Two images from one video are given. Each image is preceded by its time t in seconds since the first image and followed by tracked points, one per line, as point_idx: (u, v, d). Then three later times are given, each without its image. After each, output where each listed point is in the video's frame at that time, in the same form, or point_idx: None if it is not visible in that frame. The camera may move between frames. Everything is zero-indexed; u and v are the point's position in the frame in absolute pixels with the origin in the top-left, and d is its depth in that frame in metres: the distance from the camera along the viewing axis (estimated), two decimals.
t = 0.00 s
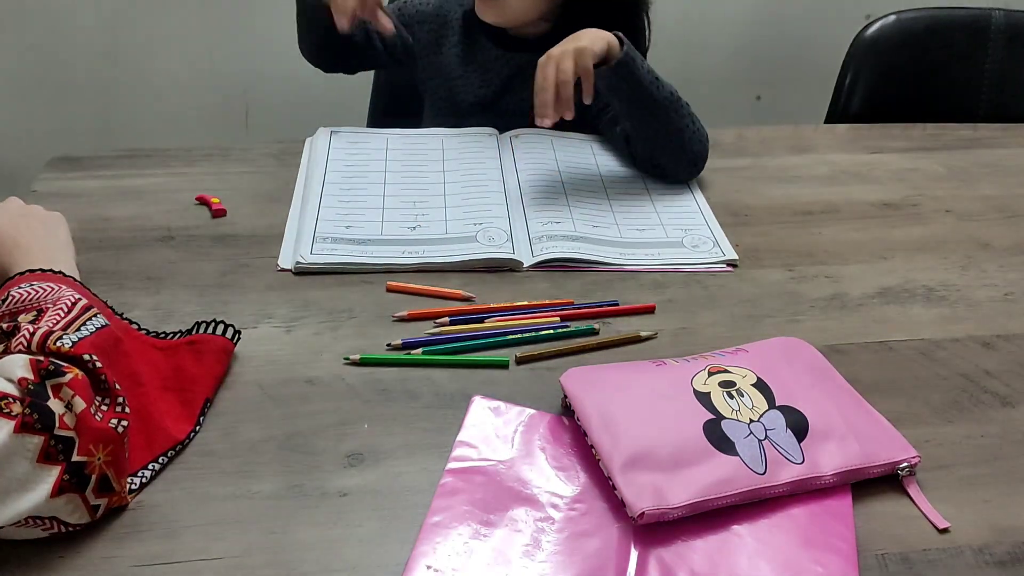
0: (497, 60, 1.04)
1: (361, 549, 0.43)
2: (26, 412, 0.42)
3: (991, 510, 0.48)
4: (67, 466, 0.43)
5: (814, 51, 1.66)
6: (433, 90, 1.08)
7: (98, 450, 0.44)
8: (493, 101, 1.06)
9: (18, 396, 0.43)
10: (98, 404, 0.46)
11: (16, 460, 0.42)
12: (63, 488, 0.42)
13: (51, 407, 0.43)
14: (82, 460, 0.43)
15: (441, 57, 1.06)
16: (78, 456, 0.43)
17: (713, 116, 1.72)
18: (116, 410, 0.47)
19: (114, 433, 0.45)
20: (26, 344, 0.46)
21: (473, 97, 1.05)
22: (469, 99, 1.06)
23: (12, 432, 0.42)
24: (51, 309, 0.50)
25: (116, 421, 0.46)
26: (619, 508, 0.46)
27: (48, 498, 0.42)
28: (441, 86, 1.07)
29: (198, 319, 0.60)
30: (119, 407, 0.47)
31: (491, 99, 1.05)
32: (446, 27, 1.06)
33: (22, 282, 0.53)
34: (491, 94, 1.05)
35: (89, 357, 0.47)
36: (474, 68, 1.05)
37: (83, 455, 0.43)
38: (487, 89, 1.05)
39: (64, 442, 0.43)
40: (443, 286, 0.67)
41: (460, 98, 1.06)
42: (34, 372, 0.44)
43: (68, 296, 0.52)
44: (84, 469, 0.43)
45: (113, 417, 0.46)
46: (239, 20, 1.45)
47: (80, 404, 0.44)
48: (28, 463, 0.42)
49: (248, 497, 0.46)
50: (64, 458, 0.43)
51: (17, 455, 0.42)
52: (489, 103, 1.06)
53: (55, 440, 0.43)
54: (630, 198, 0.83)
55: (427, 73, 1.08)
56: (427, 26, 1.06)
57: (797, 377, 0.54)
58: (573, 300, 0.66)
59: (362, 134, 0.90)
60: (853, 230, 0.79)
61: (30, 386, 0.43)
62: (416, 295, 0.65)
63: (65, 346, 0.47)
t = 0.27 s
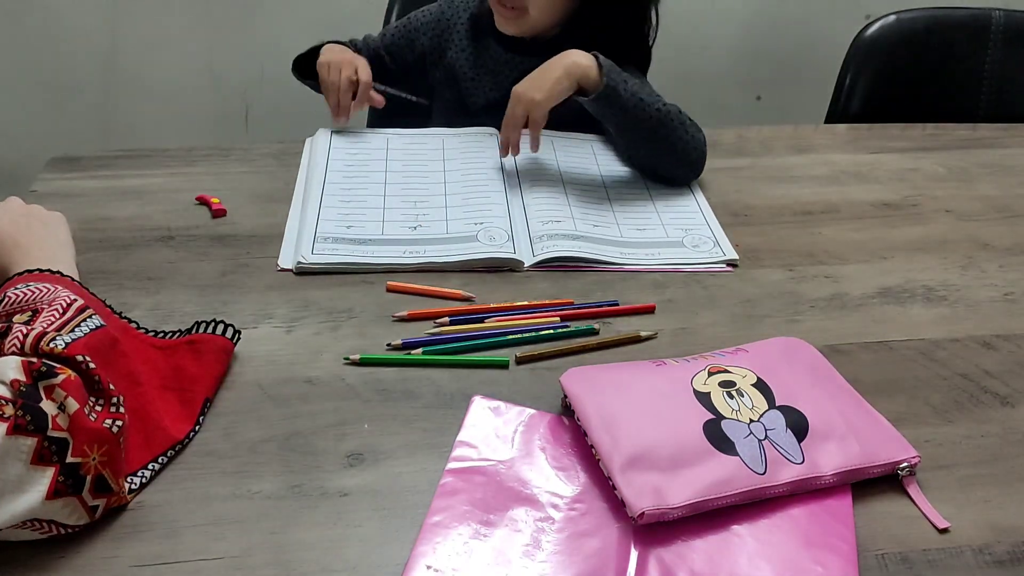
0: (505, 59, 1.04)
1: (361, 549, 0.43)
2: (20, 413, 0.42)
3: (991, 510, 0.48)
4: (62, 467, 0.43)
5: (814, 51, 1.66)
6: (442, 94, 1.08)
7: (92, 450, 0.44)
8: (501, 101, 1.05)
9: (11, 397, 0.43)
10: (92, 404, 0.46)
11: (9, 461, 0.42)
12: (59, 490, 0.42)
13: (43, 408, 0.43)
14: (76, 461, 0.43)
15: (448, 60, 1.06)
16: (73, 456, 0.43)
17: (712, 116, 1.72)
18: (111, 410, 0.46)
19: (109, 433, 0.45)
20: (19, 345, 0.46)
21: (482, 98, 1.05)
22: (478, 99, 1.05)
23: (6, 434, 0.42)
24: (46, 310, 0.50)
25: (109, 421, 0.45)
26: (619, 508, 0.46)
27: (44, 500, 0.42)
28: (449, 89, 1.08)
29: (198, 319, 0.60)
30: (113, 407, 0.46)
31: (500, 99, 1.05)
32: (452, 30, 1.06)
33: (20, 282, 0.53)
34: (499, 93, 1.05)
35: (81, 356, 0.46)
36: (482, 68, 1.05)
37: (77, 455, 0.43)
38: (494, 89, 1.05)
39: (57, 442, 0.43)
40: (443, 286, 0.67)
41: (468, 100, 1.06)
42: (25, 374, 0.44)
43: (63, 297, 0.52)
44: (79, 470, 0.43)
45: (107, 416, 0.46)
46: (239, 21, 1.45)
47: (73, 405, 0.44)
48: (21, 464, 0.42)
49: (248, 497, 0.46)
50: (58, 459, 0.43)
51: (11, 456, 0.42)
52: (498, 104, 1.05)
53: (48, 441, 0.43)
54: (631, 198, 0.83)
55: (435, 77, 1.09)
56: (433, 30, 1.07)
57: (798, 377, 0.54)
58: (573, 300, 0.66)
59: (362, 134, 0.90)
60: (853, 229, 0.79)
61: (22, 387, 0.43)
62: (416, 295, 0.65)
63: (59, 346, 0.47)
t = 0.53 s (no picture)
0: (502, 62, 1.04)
1: (361, 549, 0.43)
2: (23, 413, 0.42)
3: (991, 510, 0.48)
4: (64, 467, 0.43)
5: (814, 51, 1.66)
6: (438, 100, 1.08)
7: (94, 450, 0.44)
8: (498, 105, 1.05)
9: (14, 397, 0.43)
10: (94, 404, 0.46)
11: (12, 461, 0.42)
12: (61, 490, 0.42)
13: (47, 408, 0.43)
14: (78, 461, 0.43)
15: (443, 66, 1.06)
16: (75, 456, 0.43)
17: (712, 117, 1.73)
18: (113, 410, 0.46)
19: (111, 433, 0.45)
20: (21, 345, 0.46)
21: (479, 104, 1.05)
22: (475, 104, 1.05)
23: (9, 433, 0.42)
24: (48, 310, 0.50)
25: (112, 421, 0.46)
26: (619, 508, 0.46)
27: (46, 500, 0.42)
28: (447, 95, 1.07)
29: (198, 319, 0.60)
30: (115, 408, 0.46)
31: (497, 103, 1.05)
32: (444, 36, 1.06)
33: (21, 282, 0.53)
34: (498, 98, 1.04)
35: (84, 356, 0.46)
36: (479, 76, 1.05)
37: (79, 455, 0.43)
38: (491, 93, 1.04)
39: (60, 442, 0.43)
40: (443, 286, 0.67)
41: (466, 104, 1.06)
42: (28, 374, 0.43)
43: (64, 296, 0.52)
44: (81, 470, 0.43)
45: (109, 417, 0.46)
46: (239, 21, 1.45)
47: (76, 405, 0.44)
48: (23, 464, 0.42)
49: (249, 497, 0.46)
50: (61, 459, 0.43)
51: (13, 456, 0.42)
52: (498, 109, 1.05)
53: (51, 441, 0.43)
54: (630, 197, 0.83)
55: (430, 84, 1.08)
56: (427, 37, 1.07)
57: (797, 377, 0.54)
58: (573, 300, 0.66)
59: (362, 134, 0.90)
60: (853, 230, 0.79)
61: (25, 387, 0.43)
62: (416, 295, 0.65)
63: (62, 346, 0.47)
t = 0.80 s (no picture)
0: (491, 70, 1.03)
1: (361, 549, 0.43)
2: (27, 413, 0.42)
3: (991, 510, 0.48)
4: (67, 467, 0.43)
5: (814, 51, 1.66)
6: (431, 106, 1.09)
7: (96, 450, 0.44)
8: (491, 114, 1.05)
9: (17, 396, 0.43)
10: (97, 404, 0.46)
11: (15, 461, 0.42)
12: (62, 490, 0.42)
13: (50, 408, 0.43)
14: (81, 461, 0.43)
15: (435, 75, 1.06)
16: (77, 456, 0.43)
17: (712, 117, 1.73)
18: (115, 411, 0.46)
19: (114, 434, 0.45)
20: (25, 345, 0.46)
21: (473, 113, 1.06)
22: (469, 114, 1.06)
23: (11, 433, 0.42)
24: (51, 310, 0.50)
25: (115, 422, 0.45)
26: (619, 508, 0.46)
27: (47, 499, 0.42)
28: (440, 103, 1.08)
29: (198, 319, 0.60)
30: (118, 408, 0.46)
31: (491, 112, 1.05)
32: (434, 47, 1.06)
33: (23, 282, 0.53)
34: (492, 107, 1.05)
35: (87, 356, 0.46)
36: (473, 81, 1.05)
37: (81, 455, 0.43)
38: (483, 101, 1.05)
39: (62, 442, 0.43)
40: (443, 286, 0.67)
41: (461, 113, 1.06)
42: (33, 374, 0.44)
43: (67, 297, 0.51)
44: (83, 470, 0.43)
45: (111, 417, 0.46)
46: (239, 21, 1.45)
47: (79, 405, 0.44)
48: (26, 464, 0.42)
49: (249, 497, 0.46)
50: (63, 459, 0.43)
51: (16, 455, 0.42)
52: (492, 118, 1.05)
53: (54, 440, 0.43)
54: (630, 197, 0.83)
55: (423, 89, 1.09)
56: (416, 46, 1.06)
57: (797, 377, 0.54)
58: (573, 300, 0.66)
59: (362, 134, 0.90)
60: (853, 230, 0.79)
61: (28, 386, 0.43)
62: (416, 295, 0.65)
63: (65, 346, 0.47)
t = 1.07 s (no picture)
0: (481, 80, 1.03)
1: (362, 550, 0.43)
2: (28, 413, 0.42)
3: (991, 510, 0.48)
4: (67, 467, 0.43)
5: (813, 50, 1.66)
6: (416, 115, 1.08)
7: (97, 451, 0.44)
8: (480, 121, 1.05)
9: (19, 396, 0.43)
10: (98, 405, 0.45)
11: (15, 460, 0.42)
12: (63, 489, 0.42)
13: (51, 408, 0.43)
14: (81, 461, 0.43)
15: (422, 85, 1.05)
16: (77, 456, 0.43)
17: (712, 117, 1.73)
18: (116, 411, 0.46)
19: (114, 434, 0.45)
20: (27, 344, 0.46)
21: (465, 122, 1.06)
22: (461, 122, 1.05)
23: (13, 432, 0.42)
24: (53, 310, 0.50)
25: (116, 423, 0.45)
26: (619, 508, 0.46)
27: (47, 499, 0.42)
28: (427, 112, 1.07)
29: (198, 319, 0.60)
30: (119, 409, 0.46)
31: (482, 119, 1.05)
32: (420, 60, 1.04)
33: (23, 282, 0.53)
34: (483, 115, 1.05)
35: (89, 357, 0.46)
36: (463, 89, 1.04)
37: (82, 455, 0.43)
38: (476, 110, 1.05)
39: (63, 442, 0.43)
40: (443, 286, 0.67)
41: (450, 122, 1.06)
42: (34, 373, 0.44)
43: (69, 297, 0.51)
44: (84, 470, 0.43)
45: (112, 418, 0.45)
46: (238, 21, 1.45)
47: (81, 406, 0.44)
48: (27, 463, 0.42)
49: (249, 497, 0.46)
50: (64, 459, 0.43)
51: (16, 455, 0.42)
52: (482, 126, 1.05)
53: (54, 440, 0.43)
54: (631, 198, 0.83)
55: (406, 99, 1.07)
56: (401, 58, 1.03)
57: (797, 378, 0.54)
58: (573, 300, 0.66)
59: (362, 134, 0.90)
60: (853, 229, 0.79)
61: (30, 386, 0.43)
62: (416, 295, 0.65)
63: (68, 346, 0.47)
